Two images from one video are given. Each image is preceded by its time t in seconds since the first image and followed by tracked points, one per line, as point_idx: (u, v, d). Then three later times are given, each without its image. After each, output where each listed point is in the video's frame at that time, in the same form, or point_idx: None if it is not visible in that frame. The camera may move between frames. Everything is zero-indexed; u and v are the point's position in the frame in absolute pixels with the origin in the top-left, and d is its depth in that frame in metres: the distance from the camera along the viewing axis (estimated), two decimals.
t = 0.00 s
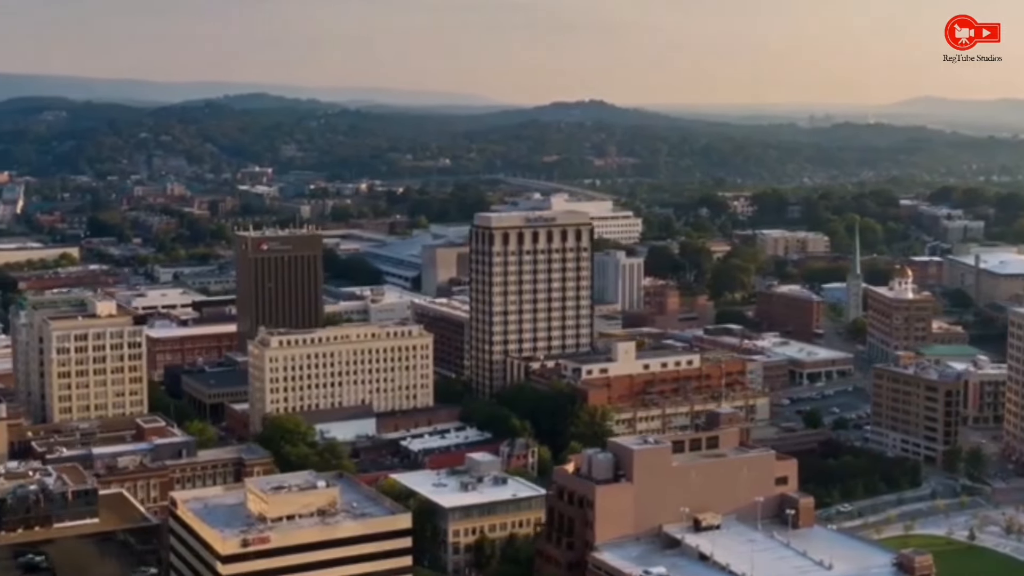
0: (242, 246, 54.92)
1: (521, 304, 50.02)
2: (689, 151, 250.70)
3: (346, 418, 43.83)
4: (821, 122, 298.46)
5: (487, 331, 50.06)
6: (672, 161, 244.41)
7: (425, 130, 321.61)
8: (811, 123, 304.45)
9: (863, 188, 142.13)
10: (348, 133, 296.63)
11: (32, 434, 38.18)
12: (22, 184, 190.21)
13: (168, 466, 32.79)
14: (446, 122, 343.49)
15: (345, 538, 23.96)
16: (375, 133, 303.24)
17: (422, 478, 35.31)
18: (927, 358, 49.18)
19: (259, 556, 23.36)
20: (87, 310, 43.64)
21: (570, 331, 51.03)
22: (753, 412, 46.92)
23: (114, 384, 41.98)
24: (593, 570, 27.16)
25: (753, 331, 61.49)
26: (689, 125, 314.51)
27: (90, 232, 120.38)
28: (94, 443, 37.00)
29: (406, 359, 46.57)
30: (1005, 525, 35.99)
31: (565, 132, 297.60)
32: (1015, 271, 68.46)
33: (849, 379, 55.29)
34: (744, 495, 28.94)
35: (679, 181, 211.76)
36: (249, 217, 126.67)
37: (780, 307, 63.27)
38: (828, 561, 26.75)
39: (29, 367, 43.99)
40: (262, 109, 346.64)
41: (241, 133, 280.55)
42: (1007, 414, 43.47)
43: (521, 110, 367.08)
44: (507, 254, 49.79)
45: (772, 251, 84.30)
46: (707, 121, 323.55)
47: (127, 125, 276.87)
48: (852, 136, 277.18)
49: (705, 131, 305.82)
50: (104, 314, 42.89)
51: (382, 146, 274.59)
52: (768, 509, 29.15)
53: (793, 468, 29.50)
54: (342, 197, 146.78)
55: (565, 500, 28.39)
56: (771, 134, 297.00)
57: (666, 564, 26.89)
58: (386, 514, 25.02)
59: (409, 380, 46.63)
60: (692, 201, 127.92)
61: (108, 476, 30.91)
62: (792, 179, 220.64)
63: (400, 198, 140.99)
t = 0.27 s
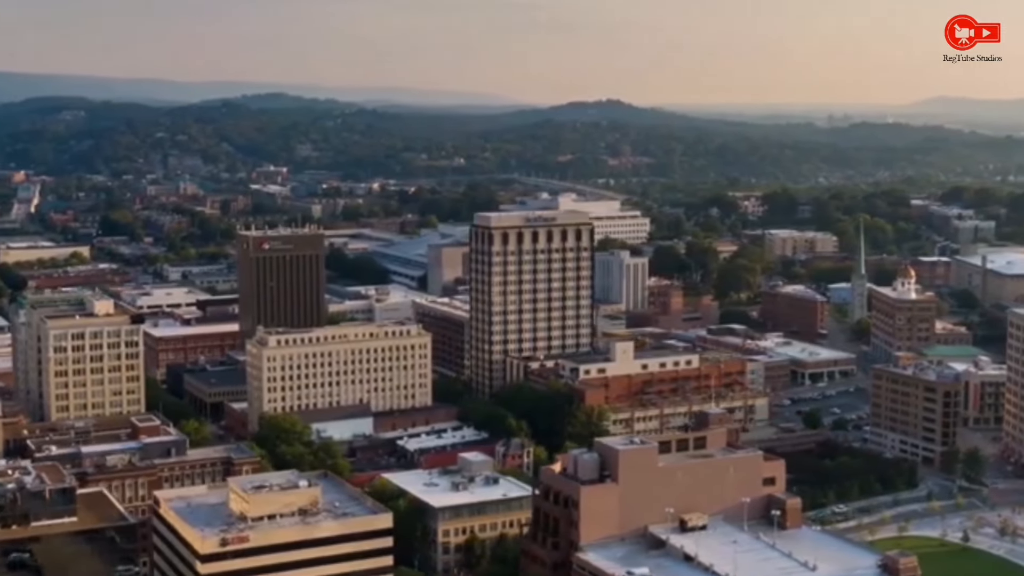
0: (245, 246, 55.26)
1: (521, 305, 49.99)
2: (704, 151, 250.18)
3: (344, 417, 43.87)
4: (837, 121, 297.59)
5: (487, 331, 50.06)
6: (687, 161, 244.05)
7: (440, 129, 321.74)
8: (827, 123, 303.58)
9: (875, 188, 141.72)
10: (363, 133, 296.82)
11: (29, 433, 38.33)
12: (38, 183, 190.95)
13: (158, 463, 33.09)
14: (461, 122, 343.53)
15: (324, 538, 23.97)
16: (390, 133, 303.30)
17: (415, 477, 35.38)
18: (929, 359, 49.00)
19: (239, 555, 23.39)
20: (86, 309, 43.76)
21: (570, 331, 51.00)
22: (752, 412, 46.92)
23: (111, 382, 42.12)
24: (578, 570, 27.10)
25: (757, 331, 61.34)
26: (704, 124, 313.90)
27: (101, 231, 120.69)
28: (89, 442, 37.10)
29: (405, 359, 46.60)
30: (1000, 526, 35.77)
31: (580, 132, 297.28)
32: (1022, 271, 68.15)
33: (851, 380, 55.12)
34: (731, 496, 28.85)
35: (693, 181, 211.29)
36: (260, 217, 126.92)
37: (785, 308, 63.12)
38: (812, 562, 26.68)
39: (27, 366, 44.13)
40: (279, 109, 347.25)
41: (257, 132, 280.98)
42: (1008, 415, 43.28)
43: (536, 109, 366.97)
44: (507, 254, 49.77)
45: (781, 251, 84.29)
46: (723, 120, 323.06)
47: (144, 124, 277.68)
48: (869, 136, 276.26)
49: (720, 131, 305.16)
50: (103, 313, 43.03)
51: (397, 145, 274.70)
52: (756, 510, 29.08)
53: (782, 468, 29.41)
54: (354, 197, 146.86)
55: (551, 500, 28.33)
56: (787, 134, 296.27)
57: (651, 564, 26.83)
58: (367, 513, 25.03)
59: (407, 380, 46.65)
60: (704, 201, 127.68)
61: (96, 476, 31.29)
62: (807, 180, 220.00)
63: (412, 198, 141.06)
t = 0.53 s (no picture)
0: (246, 246, 55.23)
1: (520, 305, 49.98)
2: (718, 151, 249.69)
3: (341, 417, 43.91)
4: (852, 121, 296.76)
5: (486, 331, 50.07)
6: (700, 161, 243.68)
7: (454, 129, 321.78)
8: (841, 123, 302.78)
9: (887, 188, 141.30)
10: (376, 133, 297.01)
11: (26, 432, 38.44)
12: (52, 182, 191.49)
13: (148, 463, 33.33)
14: (475, 121, 343.52)
15: (306, 537, 24.02)
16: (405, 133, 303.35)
17: (408, 476, 35.43)
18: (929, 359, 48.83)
19: (220, 555, 23.42)
20: (84, 308, 43.91)
21: (570, 331, 51.03)
22: (751, 413, 46.86)
23: (108, 381, 42.27)
24: (564, 571, 27.08)
25: (760, 332, 61.21)
26: (718, 124, 313.38)
27: (111, 230, 120.96)
28: (85, 441, 37.20)
29: (403, 359, 46.65)
30: (995, 528, 35.61)
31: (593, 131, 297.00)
32: None
33: (853, 381, 54.97)
34: (719, 496, 28.80)
35: (706, 180, 210.90)
36: (270, 216, 127.15)
37: (789, 308, 63.00)
38: (799, 563, 26.61)
39: (25, 365, 44.22)
40: (293, 108, 347.74)
41: (270, 132, 281.35)
42: (1007, 415, 43.06)
43: (550, 109, 366.85)
44: (507, 254, 49.74)
45: (787, 251, 84.09)
46: (737, 120, 322.48)
47: (158, 124, 278.44)
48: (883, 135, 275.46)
49: (734, 131, 304.56)
50: (101, 312, 43.19)
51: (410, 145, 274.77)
52: (744, 511, 29.04)
53: (771, 469, 29.35)
54: (364, 196, 146.96)
55: (538, 500, 28.30)
56: (801, 134, 295.57)
57: (637, 565, 26.78)
58: (351, 513, 25.06)
59: (406, 379, 46.71)
60: (714, 201, 127.41)
61: (85, 476, 31.56)
62: (820, 180, 219.34)
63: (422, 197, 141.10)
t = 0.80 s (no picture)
0: (247, 245, 55.33)
1: (520, 305, 49.95)
2: (731, 151, 249.19)
3: (339, 417, 43.95)
4: (866, 121, 295.89)
5: (486, 331, 50.07)
6: (713, 161, 243.24)
7: (467, 129, 321.84)
8: (855, 123, 301.90)
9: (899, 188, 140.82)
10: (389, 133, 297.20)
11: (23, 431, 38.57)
12: (65, 182, 192.08)
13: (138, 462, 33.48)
14: (488, 121, 343.56)
15: (289, 538, 24.02)
16: (418, 133, 303.34)
17: (402, 476, 35.47)
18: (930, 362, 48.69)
19: (202, 555, 23.45)
20: (83, 308, 44.18)
21: (570, 331, 51.01)
22: (750, 415, 46.94)
23: (106, 380, 42.49)
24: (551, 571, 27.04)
25: (763, 333, 61.11)
26: (732, 125, 312.75)
27: (121, 230, 121.28)
28: (80, 440, 37.29)
29: (402, 359, 46.66)
30: (990, 530, 35.48)
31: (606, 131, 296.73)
32: None
33: (854, 382, 54.85)
34: (707, 497, 28.72)
35: (719, 180, 210.45)
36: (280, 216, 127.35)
37: (792, 309, 62.91)
38: (785, 564, 26.53)
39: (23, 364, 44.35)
40: (307, 108, 348.24)
41: (284, 132, 281.78)
42: (1007, 417, 42.91)
43: (563, 109, 366.66)
44: (507, 254, 49.71)
45: (794, 252, 83.93)
46: (752, 120, 321.84)
47: (172, 124, 279.14)
48: (898, 135, 274.59)
49: (748, 131, 303.94)
50: (100, 312, 43.45)
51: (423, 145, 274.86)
52: (733, 512, 28.95)
53: (760, 470, 29.24)
54: (375, 196, 147.11)
55: (526, 500, 28.28)
56: (815, 134, 294.75)
57: (623, 566, 26.70)
58: (336, 513, 25.07)
59: (404, 379, 46.74)
60: (724, 201, 127.16)
61: (75, 474, 31.72)
62: (834, 179, 218.59)
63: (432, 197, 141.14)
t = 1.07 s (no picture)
0: (249, 245, 55.43)
1: (519, 305, 49.92)
2: (746, 151, 248.63)
3: (336, 417, 43.99)
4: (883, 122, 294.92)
5: (485, 332, 50.07)
6: (728, 161, 242.71)
7: (483, 129, 321.93)
8: (872, 124, 300.93)
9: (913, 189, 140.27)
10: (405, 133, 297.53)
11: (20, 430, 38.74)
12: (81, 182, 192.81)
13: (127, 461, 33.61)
14: (504, 122, 343.68)
15: (270, 538, 24.04)
16: (434, 133, 303.38)
17: (394, 476, 35.52)
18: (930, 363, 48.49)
19: (182, 554, 23.47)
20: (81, 308, 44.43)
21: (570, 332, 51.02)
22: (748, 416, 46.77)
23: (104, 380, 42.76)
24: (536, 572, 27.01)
25: (767, 334, 60.96)
26: (749, 125, 312.11)
27: (133, 230, 121.66)
28: (75, 439, 37.40)
29: (400, 359, 46.70)
30: (984, 533, 35.31)
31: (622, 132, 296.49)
32: None
33: (856, 383, 54.66)
34: (694, 499, 28.66)
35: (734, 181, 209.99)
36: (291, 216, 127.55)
37: (797, 310, 62.78)
38: (769, 566, 26.47)
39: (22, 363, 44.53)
40: (323, 108, 348.89)
41: (299, 133, 282.31)
42: (1006, 419, 42.70)
43: (580, 109, 366.47)
44: (507, 255, 49.65)
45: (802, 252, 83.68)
46: (768, 120, 321.14)
47: (189, 124, 279.88)
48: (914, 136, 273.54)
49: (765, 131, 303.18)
50: (98, 312, 43.72)
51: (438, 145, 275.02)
52: (719, 513, 28.89)
53: (747, 472, 29.18)
54: (387, 196, 147.29)
55: (512, 501, 28.24)
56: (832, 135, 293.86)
57: (607, 567, 26.66)
58: (317, 513, 25.09)
59: (402, 379, 46.79)
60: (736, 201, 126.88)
61: (63, 473, 31.90)
62: (849, 180, 217.74)
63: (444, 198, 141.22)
